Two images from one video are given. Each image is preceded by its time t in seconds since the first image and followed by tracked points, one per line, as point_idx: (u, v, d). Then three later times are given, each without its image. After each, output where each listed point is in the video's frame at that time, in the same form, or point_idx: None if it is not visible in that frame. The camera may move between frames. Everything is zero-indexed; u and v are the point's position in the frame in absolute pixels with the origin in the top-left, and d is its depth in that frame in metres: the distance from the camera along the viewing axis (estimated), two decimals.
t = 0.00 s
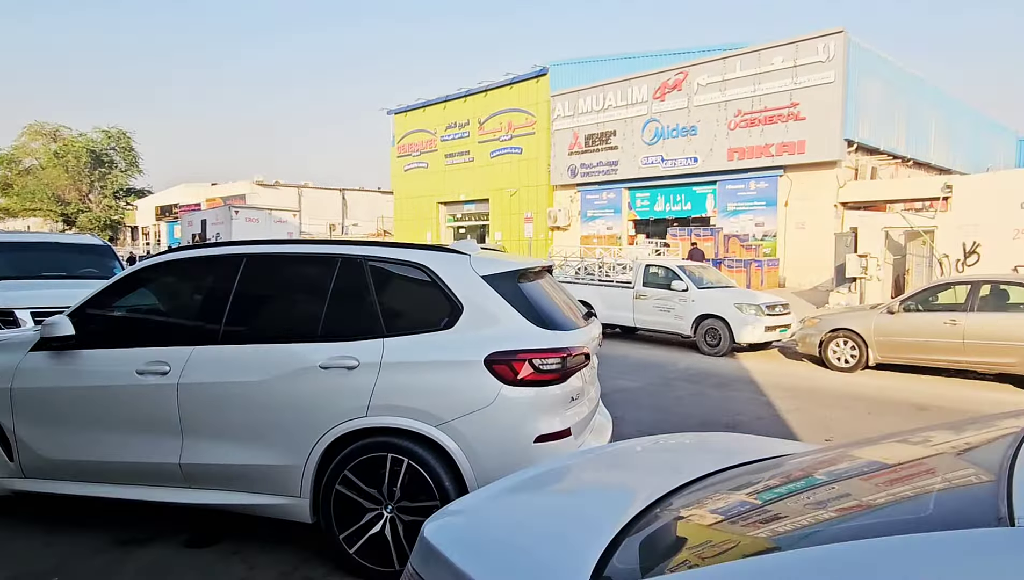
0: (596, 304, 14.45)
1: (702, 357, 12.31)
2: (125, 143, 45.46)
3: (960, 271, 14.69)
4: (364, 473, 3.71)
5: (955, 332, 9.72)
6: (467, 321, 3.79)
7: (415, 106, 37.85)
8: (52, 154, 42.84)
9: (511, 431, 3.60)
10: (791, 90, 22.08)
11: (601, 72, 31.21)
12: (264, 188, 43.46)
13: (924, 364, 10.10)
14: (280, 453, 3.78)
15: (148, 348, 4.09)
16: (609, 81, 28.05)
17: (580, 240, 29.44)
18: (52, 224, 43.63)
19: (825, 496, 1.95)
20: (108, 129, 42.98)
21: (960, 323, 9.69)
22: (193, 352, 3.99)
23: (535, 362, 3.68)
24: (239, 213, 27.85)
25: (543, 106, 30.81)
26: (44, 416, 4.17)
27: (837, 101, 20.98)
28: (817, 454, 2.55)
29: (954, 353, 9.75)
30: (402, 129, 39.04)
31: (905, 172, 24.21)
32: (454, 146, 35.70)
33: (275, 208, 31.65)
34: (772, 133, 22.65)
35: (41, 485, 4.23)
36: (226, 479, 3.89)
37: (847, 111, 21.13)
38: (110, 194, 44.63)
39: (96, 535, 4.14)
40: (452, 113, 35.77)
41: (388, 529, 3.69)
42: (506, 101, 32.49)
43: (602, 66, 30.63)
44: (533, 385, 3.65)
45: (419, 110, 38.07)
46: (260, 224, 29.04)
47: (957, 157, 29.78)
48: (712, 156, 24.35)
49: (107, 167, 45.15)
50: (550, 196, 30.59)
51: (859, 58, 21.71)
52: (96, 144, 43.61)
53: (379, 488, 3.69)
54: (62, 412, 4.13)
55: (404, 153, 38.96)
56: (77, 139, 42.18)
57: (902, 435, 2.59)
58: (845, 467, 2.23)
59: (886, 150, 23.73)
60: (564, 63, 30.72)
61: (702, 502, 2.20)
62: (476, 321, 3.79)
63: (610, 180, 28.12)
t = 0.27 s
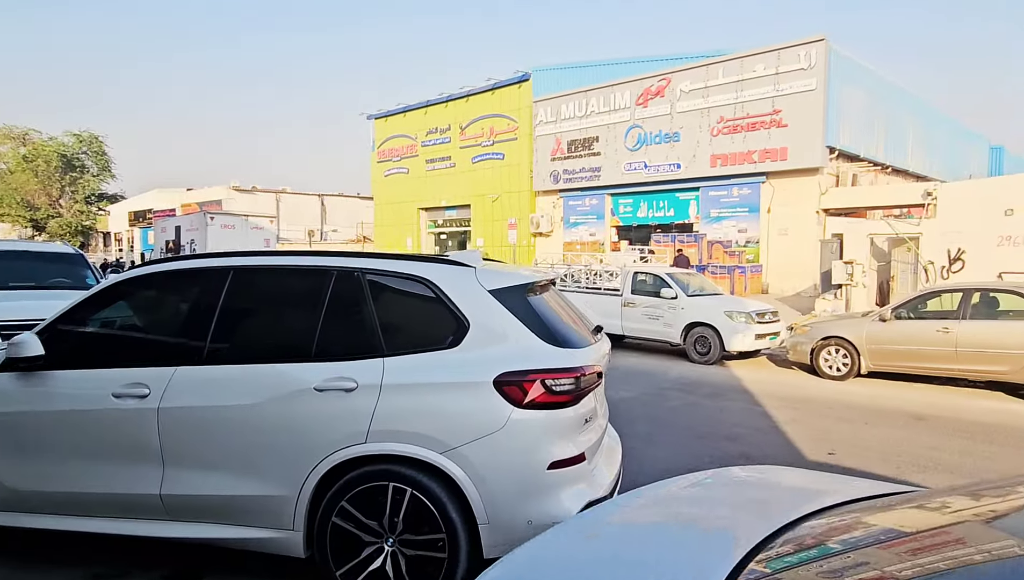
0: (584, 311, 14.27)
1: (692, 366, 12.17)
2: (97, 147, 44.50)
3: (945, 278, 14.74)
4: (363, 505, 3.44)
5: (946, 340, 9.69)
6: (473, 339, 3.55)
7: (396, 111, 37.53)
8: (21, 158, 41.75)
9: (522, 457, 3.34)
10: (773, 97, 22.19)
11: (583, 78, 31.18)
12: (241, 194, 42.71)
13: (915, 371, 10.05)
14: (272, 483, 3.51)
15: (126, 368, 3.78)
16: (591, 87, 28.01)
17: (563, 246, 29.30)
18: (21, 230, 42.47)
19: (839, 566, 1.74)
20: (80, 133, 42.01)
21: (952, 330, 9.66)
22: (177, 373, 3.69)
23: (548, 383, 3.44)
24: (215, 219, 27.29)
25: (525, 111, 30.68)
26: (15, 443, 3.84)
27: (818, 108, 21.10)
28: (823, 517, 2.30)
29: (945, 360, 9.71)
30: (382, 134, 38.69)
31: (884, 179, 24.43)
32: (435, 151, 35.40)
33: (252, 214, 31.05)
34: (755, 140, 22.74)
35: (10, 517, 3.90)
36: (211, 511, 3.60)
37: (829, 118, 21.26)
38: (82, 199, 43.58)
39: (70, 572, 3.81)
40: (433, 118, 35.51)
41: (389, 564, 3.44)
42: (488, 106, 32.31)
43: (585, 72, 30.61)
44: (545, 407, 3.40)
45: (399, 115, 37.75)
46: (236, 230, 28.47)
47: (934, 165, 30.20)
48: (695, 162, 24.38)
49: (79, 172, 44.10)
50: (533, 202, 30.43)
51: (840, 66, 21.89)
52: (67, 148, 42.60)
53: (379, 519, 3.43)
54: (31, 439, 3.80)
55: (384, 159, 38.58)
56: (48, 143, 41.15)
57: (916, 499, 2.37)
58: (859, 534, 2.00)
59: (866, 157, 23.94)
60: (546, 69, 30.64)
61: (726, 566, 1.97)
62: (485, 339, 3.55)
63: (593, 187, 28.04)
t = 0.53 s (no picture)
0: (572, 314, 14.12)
1: (683, 369, 12.06)
2: (70, 145, 43.57)
3: (931, 281, 14.81)
4: (366, 526, 3.21)
5: (939, 343, 9.68)
6: (482, 349, 3.35)
7: (377, 112, 37.15)
8: None
9: (536, 474, 3.13)
10: (757, 100, 22.25)
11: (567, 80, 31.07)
12: (218, 194, 41.97)
13: (908, 374, 10.03)
14: (267, 504, 3.27)
15: (107, 380, 3.51)
16: (575, 88, 27.91)
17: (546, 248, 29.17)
18: None
19: None
20: (51, 131, 40.98)
21: (944, 333, 9.66)
22: (163, 386, 3.44)
23: (565, 395, 3.25)
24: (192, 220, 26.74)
25: (508, 113, 30.50)
26: None
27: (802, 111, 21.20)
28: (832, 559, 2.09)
29: (938, 364, 9.70)
30: (363, 135, 38.27)
31: (865, 183, 24.64)
32: (417, 153, 35.09)
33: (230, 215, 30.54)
34: (739, 143, 22.80)
35: None
36: (201, 533, 3.36)
37: (812, 121, 21.37)
38: (53, 199, 42.50)
39: None
40: (415, 119, 35.19)
41: None
42: (471, 107, 32.08)
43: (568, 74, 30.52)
44: (559, 420, 3.21)
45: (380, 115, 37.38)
46: (213, 232, 27.92)
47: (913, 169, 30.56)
48: (679, 165, 24.39)
49: (50, 172, 43.02)
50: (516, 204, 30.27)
51: (822, 70, 22.01)
52: (38, 147, 41.54)
53: (384, 541, 3.21)
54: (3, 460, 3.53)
55: (365, 160, 38.17)
56: (18, 142, 40.09)
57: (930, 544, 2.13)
58: None
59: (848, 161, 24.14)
60: (529, 71, 30.51)
61: None
62: (498, 349, 3.35)
63: (577, 189, 27.96)
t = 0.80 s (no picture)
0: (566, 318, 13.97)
1: (680, 373, 11.93)
2: (48, 146, 42.74)
3: (923, 285, 14.83)
4: (381, 544, 3.02)
5: (939, 346, 9.63)
6: (506, 355, 3.17)
7: (364, 114, 36.87)
8: None
9: (563, 490, 2.95)
10: (746, 104, 22.28)
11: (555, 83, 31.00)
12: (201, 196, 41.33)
13: (907, 378, 9.97)
14: (278, 521, 3.07)
15: (103, 389, 3.28)
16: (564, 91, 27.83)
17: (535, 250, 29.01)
18: None
19: None
20: (30, 131, 40.20)
21: (943, 337, 9.62)
22: (164, 394, 3.22)
23: (596, 403, 3.08)
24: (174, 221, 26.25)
25: (497, 115, 30.35)
26: None
27: (792, 115, 21.25)
28: None
29: (937, 368, 9.65)
30: (349, 137, 37.93)
31: (853, 187, 24.78)
32: (404, 154, 34.83)
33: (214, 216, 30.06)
34: (728, 146, 22.81)
35: None
36: (202, 553, 3.16)
37: (801, 125, 21.43)
38: (31, 200, 41.67)
39: None
40: (402, 120, 34.93)
41: None
42: (459, 109, 31.90)
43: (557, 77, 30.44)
44: (588, 430, 3.03)
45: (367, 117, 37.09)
46: (196, 233, 27.45)
47: (898, 174, 30.83)
48: (669, 168, 24.36)
49: (28, 172, 42.16)
50: (504, 206, 30.11)
51: (811, 74, 22.11)
52: (16, 147, 40.70)
53: (402, 560, 3.01)
54: None
55: (352, 161, 37.82)
56: None
57: None
58: None
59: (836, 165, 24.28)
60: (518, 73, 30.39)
61: None
62: (521, 355, 3.16)
63: (566, 192, 27.86)
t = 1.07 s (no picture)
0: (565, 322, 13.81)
1: (682, 378, 11.81)
2: (34, 148, 42.12)
3: (923, 289, 14.82)
4: (408, 568, 2.84)
5: (944, 351, 9.55)
6: (539, 367, 3.01)
7: (356, 116, 36.61)
8: None
9: (600, 511, 2.79)
10: (742, 108, 22.27)
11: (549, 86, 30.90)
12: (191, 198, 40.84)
13: (913, 383, 9.89)
14: (297, 544, 2.88)
15: (108, 403, 3.08)
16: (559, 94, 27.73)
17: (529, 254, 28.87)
18: None
19: None
20: (15, 133, 39.54)
21: (949, 342, 9.54)
22: (174, 408, 3.02)
23: (634, 419, 2.92)
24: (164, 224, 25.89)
25: (491, 118, 30.21)
26: None
27: (787, 119, 21.26)
28: None
29: (942, 373, 9.58)
30: (341, 139, 37.65)
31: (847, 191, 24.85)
32: (397, 157, 34.60)
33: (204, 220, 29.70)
34: (724, 150, 22.79)
35: None
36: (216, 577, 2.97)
37: (797, 129, 21.45)
38: (17, 203, 41.01)
39: None
40: (395, 123, 34.71)
41: None
42: (452, 112, 31.72)
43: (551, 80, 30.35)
44: (627, 447, 2.87)
45: (359, 120, 36.82)
46: (185, 237, 27.08)
47: (890, 178, 31.00)
48: (664, 172, 24.32)
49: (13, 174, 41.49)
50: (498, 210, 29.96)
51: (806, 79, 22.14)
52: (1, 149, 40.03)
53: None
54: None
55: (343, 164, 37.54)
56: None
57: None
58: None
59: (830, 169, 24.34)
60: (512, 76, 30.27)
61: None
62: (554, 368, 3.00)
63: (560, 195, 27.77)
